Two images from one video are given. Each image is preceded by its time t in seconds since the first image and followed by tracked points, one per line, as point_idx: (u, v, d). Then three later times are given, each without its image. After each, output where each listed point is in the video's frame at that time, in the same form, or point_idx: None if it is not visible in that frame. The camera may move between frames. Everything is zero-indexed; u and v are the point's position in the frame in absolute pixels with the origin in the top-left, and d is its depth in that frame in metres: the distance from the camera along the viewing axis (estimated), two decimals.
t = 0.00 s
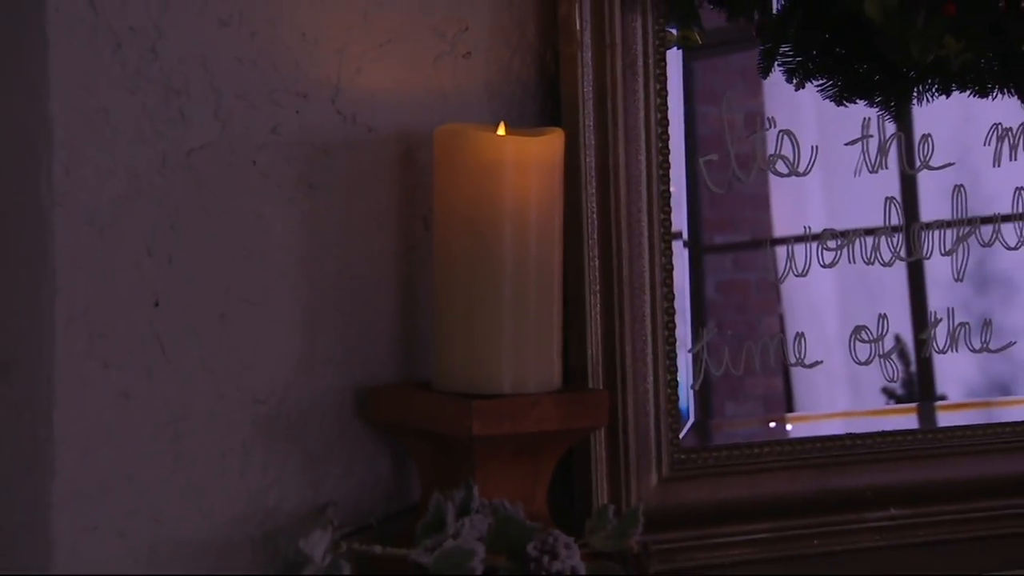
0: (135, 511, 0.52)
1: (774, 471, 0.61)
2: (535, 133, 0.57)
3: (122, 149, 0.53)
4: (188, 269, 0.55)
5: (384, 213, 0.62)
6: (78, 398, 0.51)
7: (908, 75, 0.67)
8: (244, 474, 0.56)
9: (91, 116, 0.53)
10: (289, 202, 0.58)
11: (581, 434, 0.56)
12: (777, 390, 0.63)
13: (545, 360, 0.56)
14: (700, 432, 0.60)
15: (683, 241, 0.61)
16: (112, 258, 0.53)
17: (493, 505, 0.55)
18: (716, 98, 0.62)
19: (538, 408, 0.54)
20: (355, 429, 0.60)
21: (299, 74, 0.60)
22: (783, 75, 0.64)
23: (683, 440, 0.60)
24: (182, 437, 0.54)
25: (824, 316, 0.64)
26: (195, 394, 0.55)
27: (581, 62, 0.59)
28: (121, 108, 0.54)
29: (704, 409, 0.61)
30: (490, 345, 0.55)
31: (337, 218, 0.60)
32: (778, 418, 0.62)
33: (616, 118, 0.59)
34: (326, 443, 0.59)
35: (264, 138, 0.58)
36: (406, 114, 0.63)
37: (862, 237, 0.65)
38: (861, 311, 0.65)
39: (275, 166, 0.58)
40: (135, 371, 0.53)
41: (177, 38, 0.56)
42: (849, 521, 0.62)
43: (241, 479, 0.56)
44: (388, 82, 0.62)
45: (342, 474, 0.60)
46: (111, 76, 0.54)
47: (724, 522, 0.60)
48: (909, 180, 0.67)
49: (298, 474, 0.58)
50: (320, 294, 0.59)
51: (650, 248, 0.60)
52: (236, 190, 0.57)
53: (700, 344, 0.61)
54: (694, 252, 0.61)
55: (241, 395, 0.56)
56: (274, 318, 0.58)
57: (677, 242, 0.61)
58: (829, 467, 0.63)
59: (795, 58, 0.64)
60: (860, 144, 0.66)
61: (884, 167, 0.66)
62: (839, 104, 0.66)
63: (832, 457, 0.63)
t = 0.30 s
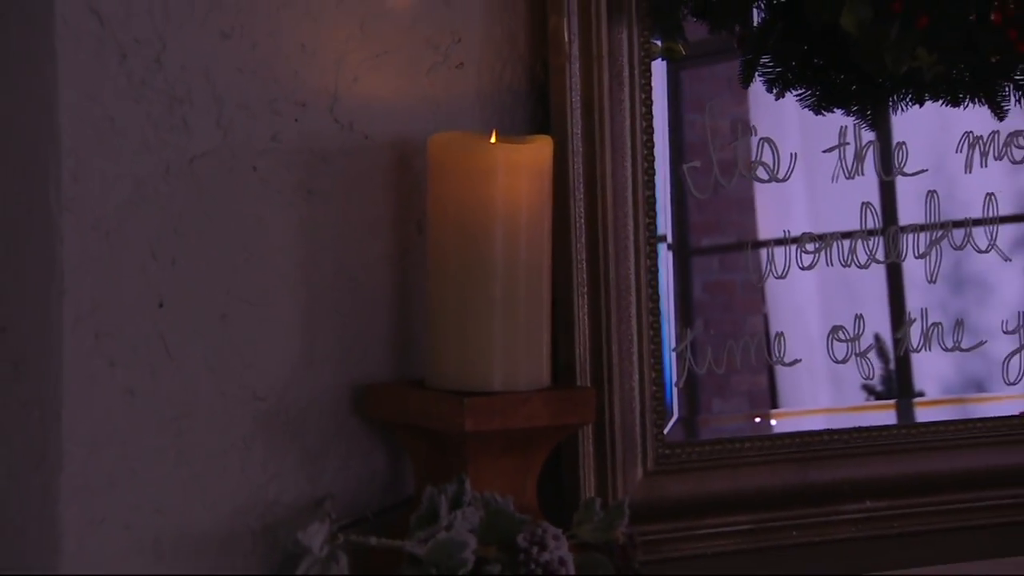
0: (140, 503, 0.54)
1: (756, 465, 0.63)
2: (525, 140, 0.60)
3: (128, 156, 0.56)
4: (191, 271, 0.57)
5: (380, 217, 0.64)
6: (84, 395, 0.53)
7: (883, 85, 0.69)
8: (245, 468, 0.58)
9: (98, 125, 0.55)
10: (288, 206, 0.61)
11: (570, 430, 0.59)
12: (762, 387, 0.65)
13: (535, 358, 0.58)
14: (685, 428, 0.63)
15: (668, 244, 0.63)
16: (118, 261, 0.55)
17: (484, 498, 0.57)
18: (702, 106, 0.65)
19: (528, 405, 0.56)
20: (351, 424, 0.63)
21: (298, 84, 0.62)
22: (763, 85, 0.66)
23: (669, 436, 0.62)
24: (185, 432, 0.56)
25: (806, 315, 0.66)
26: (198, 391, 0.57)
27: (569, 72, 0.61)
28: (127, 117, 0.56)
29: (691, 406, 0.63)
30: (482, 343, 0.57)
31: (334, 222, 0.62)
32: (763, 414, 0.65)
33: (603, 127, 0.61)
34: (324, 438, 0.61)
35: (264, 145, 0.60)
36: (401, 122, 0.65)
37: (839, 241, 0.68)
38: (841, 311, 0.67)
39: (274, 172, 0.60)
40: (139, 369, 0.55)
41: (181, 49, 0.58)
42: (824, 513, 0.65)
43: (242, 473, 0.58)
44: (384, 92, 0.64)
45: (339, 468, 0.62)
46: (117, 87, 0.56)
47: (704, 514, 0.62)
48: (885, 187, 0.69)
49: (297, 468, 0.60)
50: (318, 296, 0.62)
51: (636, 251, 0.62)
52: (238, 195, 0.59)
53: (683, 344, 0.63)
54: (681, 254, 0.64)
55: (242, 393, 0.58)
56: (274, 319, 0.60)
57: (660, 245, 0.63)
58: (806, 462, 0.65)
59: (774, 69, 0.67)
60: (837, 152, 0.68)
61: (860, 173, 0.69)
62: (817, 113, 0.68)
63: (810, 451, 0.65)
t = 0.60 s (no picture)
0: (143, 496, 0.57)
1: (736, 460, 0.66)
2: (513, 147, 0.62)
3: (131, 163, 0.58)
4: (192, 274, 0.59)
5: (374, 222, 0.66)
6: (89, 393, 0.56)
7: (857, 95, 0.71)
8: (244, 463, 0.60)
9: (102, 133, 0.57)
10: (285, 211, 0.63)
11: (556, 427, 0.61)
12: (746, 384, 0.67)
13: (522, 357, 0.60)
14: (668, 425, 0.65)
15: (652, 246, 0.66)
16: (121, 264, 0.57)
17: (474, 492, 0.59)
18: (687, 114, 0.67)
19: (516, 403, 0.58)
20: (346, 421, 0.65)
21: (295, 93, 0.64)
22: (743, 94, 0.68)
23: (653, 432, 0.65)
24: (186, 429, 0.59)
25: (789, 314, 0.69)
26: (198, 389, 0.59)
27: (555, 82, 0.63)
28: (130, 126, 0.58)
29: (679, 401, 0.66)
30: (472, 342, 0.59)
31: (330, 227, 0.65)
32: (747, 410, 0.67)
33: (588, 135, 0.64)
34: (321, 434, 0.64)
35: (263, 152, 0.63)
36: (394, 131, 0.67)
37: (816, 243, 0.70)
38: (822, 312, 0.70)
39: (272, 179, 0.63)
40: (142, 368, 0.57)
41: (182, 61, 0.60)
42: (802, 507, 0.67)
43: (241, 468, 0.60)
44: (378, 101, 0.67)
45: (335, 463, 0.64)
46: (121, 97, 0.58)
47: (686, 507, 0.64)
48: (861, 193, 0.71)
49: (294, 463, 0.62)
50: (314, 298, 0.64)
51: (620, 254, 0.64)
52: (237, 201, 0.61)
53: (666, 344, 0.66)
54: (669, 256, 0.66)
55: (242, 391, 0.61)
56: (272, 320, 0.62)
57: (644, 248, 0.65)
58: (784, 457, 0.67)
59: (753, 79, 0.69)
60: (814, 159, 0.70)
61: (836, 179, 0.71)
62: (794, 121, 0.70)
63: (787, 446, 0.67)
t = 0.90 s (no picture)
0: (145, 491, 0.59)
1: (717, 456, 0.68)
2: (502, 155, 0.64)
3: (133, 171, 0.60)
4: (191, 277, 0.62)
5: (368, 227, 0.69)
6: (93, 392, 0.58)
7: (832, 104, 0.73)
8: (242, 459, 0.63)
9: (105, 141, 0.59)
10: (282, 216, 0.65)
11: (543, 424, 0.63)
12: (731, 380, 0.70)
13: (511, 358, 0.63)
14: (651, 423, 0.68)
15: (635, 250, 0.68)
16: (124, 267, 0.59)
17: (463, 486, 0.62)
18: (674, 121, 0.70)
19: (504, 401, 0.60)
20: (341, 418, 0.67)
21: (291, 103, 0.67)
22: (723, 103, 0.71)
23: (636, 428, 0.67)
24: (186, 426, 0.61)
25: (774, 314, 0.71)
26: (198, 388, 0.61)
27: (543, 91, 0.65)
28: (132, 135, 0.60)
29: (667, 398, 0.69)
30: (462, 342, 0.61)
31: (325, 231, 0.67)
32: (733, 406, 0.70)
33: (573, 142, 0.66)
34: (316, 431, 0.66)
35: (260, 160, 0.65)
36: (387, 139, 0.70)
37: (793, 247, 0.72)
38: (808, 312, 0.73)
39: (269, 185, 0.65)
40: (143, 368, 0.60)
41: (183, 72, 0.63)
42: (782, 501, 0.69)
43: (239, 463, 0.62)
44: (371, 111, 0.69)
45: (329, 458, 0.67)
46: (123, 107, 0.60)
47: (667, 501, 0.67)
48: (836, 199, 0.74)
49: (290, 459, 0.65)
50: (310, 299, 0.66)
51: (604, 256, 0.67)
52: (235, 206, 0.64)
53: (648, 344, 0.68)
54: (656, 258, 0.69)
55: (240, 389, 0.63)
56: (269, 321, 0.64)
57: (628, 252, 0.68)
58: (763, 452, 0.69)
59: (733, 89, 0.71)
60: (791, 166, 0.73)
61: (812, 186, 0.73)
62: (772, 129, 0.72)
63: (766, 442, 0.70)
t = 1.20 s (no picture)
0: (147, 486, 0.62)
1: (699, 451, 0.71)
2: (490, 163, 0.67)
3: (135, 178, 0.63)
4: (192, 280, 0.64)
5: (362, 231, 0.71)
6: (96, 391, 0.60)
7: (809, 113, 0.76)
8: (241, 455, 0.65)
9: (108, 150, 0.62)
10: (279, 222, 0.68)
11: (530, 422, 0.66)
12: (717, 377, 0.73)
13: (499, 358, 0.65)
14: (635, 420, 0.70)
15: (619, 252, 0.70)
16: (126, 271, 0.62)
17: (454, 482, 0.64)
18: (664, 127, 0.72)
19: (492, 399, 0.63)
20: (336, 416, 0.70)
21: (288, 112, 0.69)
22: (705, 113, 0.73)
23: (621, 426, 0.69)
24: (186, 423, 0.63)
25: (757, 313, 0.74)
26: (197, 387, 0.64)
27: (531, 102, 0.68)
28: (135, 144, 0.63)
29: (655, 396, 0.71)
30: (452, 342, 0.64)
31: (321, 236, 0.69)
32: (719, 403, 0.72)
33: (560, 150, 0.68)
34: (312, 428, 0.68)
35: (258, 167, 0.67)
36: (381, 148, 0.72)
37: (772, 251, 0.75)
38: (792, 313, 0.75)
39: (267, 192, 0.67)
40: (145, 368, 0.62)
41: (184, 83, 0.65)
42: (759, 494, 0.72)
43: (237, 459, 0.65)
44: (365, 120, 0.72)
45: (325, 454, 0.69)
46: (126, 117, 0.63)
47: (654, 495, 0.69)
48: (812, 204, 0.76)
49: (287, 455, 0.67)
50: (306, 302, 0.69)
51: (590, 260, 0.69)
52: (234, 212, 0.66)
53: (632, 343, 0.70)
54: (645, 260, 0.71)
55: (238, 388, 0.65)
56: (266, 323, 0.67)
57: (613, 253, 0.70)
58: (743, 447, 0.72)
59: (714, 99, 0.73)
60: (769, 173, 0.75)
61: (789, 193, 0.76)
62: (751, 138, 0.75)
63: (746, 438, 0.72)
